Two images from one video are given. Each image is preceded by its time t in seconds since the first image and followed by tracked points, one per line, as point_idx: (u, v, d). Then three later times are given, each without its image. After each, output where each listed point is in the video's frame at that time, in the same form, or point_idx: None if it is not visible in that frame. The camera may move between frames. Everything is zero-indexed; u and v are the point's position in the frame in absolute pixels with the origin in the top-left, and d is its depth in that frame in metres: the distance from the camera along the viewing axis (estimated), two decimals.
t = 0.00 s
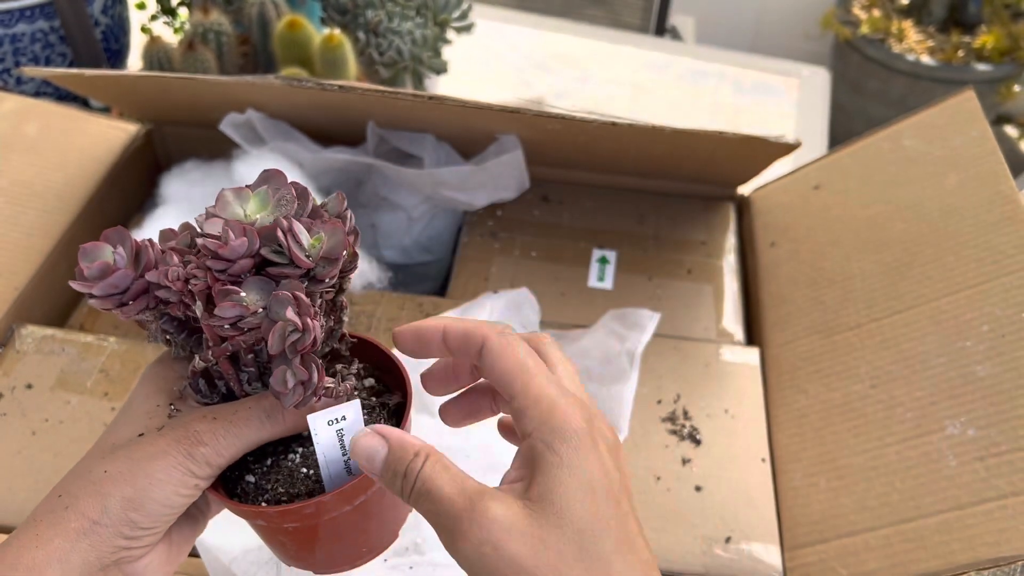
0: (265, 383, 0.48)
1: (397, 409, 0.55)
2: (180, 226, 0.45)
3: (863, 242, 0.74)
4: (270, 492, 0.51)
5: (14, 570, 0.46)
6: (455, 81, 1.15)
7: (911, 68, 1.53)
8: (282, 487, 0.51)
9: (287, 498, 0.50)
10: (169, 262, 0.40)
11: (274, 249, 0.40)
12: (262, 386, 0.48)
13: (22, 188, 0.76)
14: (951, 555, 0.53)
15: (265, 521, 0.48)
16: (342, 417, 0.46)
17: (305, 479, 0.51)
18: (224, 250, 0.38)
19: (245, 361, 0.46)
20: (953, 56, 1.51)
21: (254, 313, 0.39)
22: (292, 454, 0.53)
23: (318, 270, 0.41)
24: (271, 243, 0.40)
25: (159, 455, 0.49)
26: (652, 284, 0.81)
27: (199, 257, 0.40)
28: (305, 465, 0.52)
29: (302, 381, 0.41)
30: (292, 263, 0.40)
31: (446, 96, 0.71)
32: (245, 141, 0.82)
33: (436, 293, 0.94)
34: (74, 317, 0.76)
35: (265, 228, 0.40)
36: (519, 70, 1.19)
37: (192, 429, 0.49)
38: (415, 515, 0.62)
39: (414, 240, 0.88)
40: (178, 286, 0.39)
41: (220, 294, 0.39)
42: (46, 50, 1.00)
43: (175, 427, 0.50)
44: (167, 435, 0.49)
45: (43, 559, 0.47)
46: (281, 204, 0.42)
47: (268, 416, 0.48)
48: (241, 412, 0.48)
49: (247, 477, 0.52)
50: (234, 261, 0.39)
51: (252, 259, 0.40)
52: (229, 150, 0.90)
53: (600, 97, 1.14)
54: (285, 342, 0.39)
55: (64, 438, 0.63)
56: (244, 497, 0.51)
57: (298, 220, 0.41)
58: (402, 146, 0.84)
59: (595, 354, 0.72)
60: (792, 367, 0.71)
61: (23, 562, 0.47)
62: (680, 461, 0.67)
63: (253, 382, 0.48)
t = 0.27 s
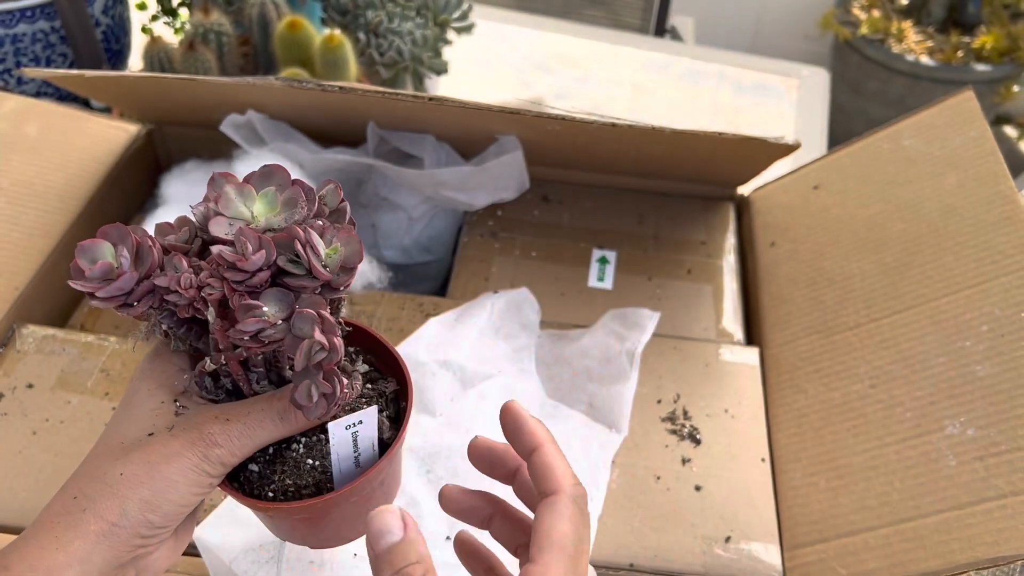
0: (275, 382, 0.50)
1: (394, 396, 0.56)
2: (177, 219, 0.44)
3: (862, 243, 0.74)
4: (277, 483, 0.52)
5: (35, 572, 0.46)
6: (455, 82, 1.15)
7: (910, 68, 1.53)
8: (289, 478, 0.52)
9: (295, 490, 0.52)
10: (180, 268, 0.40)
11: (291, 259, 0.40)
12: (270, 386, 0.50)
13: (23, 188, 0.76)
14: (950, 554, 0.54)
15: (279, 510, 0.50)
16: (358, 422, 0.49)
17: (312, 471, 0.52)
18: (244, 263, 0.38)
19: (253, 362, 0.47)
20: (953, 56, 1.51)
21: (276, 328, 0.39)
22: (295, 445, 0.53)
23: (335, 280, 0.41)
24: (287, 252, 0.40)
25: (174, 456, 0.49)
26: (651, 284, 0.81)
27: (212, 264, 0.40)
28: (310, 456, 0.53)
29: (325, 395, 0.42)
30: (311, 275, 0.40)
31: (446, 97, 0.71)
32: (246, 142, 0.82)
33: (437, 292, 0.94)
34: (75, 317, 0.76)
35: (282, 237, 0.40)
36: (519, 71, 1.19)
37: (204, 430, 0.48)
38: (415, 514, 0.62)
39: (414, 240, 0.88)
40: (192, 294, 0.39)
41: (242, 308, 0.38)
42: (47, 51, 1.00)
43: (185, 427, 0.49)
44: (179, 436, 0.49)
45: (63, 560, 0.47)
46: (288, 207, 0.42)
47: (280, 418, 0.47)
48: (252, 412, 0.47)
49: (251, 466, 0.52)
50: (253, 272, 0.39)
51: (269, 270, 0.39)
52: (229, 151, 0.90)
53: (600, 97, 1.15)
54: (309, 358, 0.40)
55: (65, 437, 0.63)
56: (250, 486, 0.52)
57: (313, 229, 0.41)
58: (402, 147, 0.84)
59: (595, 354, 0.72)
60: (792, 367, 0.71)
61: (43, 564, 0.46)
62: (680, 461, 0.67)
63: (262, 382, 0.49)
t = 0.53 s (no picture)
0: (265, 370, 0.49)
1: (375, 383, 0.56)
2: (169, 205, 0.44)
3: (862, 242, 0.74)
4: (260, 465, 0.52)
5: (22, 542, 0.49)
6: (455, 82, 1.15)
7: (910, 68, 1.53)
8: (272, 461, 0.52)
9: (276, 473, 0.52)
10: (173, 258, 0.40)
11: (285, 256, 0.40)
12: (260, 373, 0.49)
13: (23, 187, 0.76)
14: (949, 554, 0.54)
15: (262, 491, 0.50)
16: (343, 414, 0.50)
17: (293, 454, 0.53)
18: (240, 261, 0.38)
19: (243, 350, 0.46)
20: (953, 56, 1.51)
21: (269, 325, 0.40)
22: (278, 427, 0.54)
23: (328, 278, 0.42)
24: (281, 249, 0.40)
25: (162, 439, 0.47)
26: (651, 284, 0.81)
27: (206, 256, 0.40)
28: (292, 440, 0.54)
29: (315, 393, 0.42)
30: (304, 273, 0.40)
31: (446, 98, 0.71)
32: (246, 142, 0.82)
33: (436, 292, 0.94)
34: (75, 317, 0.76)
35: (277, 234, 0.40)
36: (519, 71, 1.19)
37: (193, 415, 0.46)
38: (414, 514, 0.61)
39: (414, 240, 0.88)
40: (185, 285, 0.39)
41: (236, 305, 0.39)
42: (48, 51, 1.00)
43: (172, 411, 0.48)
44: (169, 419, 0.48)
45: (47, 532, 0.49)
46: (283, 199, 0.42)
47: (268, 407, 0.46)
48: (240, 399, 0.46)
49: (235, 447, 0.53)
50: (249, 269, 0.39)
51: (264, 267, 0.40)
52: (229, 151, 0.90)
53: (600, 98, 1.15)
54: (299, 359, 0.41)
55: (65, 437, 0.63)
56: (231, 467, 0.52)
57: (308, 227, 0.41)
58: (402, 147, 0.84)
59: (596, 354, 0.72)
60: (792, 367, 0.71)
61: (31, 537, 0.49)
62: (680, 461, 0.67)
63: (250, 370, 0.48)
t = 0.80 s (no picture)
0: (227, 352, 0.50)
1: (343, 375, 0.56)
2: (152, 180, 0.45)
3: (862, 242, 0.74)
4: (216, 446, 0.52)
5: None
6: (455, 82, 1.15)
7: (910, 67, 1.53)
8: (228, 443, 0.52)
9: (231, 456, 0.51)
10: (145, 237, 0.41)
11: (252, 246, 0.41)
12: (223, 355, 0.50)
13: (23, 188, 0.76)
14: (949, 554, 0.54)
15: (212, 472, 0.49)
16: (297, 406, 0.48)
17: (250, 439, 0.52)
18: (206, 246, 0.39)
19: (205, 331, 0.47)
20: (953, 56, 1.51)
21: (228, 310, 0.40)
22: (239, 410, 0.53)
23: (295, 271, 0.42)
24: (250, 238, 0.41)
25: (117, 413, 0.49)
26: (652, 284, 0.81)
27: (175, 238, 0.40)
28: (251, 425, 0.53)
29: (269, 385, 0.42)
30: (269, 264, 0.40)
31: (445, 100, 0.71)
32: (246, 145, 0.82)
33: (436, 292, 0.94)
34: (75, 317, 0.76)
35: (247, 222, 0.40)
36: (519, 71, 1.19)
37: (151, 391, 0.48)
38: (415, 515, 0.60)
39: (413, 240, 0.88)
40: (153, 265, 0.39)
41: (197, 289, 0.39)
42: (48, 51, 1.00)
43: (133, 385, 0.49)
44: (124, 393, 0.49)
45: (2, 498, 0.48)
46: (259, 188, 0.43)
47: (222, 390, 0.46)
48: (198, 378, 0.47)
49: (196, 426, 0.53)
50: (214, 256, 0.40)
51: (230, 255, 0.40)
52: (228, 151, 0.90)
53: (600, 98, 1.15)
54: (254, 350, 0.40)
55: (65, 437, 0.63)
56: (192, 446, 0.52)
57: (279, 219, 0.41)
58: (402, 149, 0.84)
59: (596, 354, 0.72)
60: (791, 367, 0.71)
61: None
62: (680, 461, 0.67)
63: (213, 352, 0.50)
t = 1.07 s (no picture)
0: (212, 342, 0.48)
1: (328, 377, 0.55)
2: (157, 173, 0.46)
3: (861, 242, 0.74)
4: (197, 434, 0.51)
5: None
6: (455, 82, 1.15)
7: (909, 68, 1.53)
8: (208, 433, 0.51)
9: (209, 445, 0.51)
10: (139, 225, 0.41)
11: (236, 237, 0.41)
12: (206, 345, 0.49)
13: (23, 188, 0.76)
14: (949, 554, 0.54)
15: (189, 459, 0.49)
16: (268, 397, 0.47)
17: (231, 431, 0.52)
18: (191, 234, 0.39)
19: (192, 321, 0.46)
20: (952, 56, 1.51)
21: (207, 296, 0.40)
22: (223, 402, 0.53)
23: (276, 264, 0.42)
24: (235, 230, 0.41)
25: (102, 392, 0.48)
26: (652, 284, 0.81)
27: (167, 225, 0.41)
28: (234, 416, 0.52)
29: (242, 374, 0.41)
30: (251, 256, 0.41)
31: (446, 101, 0.71)
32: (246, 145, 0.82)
33: (436, 291, 0.94)
34: (75, 317, 0.76)
35: (232, 213, 0.41)
36: (519, 71, 1.19)
37: (135, 373, 0.47)
38: (415, 515, 0.60)
39: (413, 240, 0.88)
40: (142, 252, 0.39)
41: (179, 275, 0.39)
42: (48, 51, 1.00)
43: (119, 368, 0.49)
44: (111, 374, 0.48)
45: None
46: (251, 185, 0.43)
47: (203, 377, 0.46)
48: (182, 366, 0.47)
49: (179, 415, 0.52)
50: (199, 245, 0.40)
51: (215, 245, 0.40)
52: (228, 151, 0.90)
53: (600, 98, 1.15)
54: (227, 337, 0.40)
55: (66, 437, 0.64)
56: (174, 434, 0.52)
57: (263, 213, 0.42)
58: (402, 149, 0.84)
59: (595, 353, 0.72)
60: (791, 367, 0.71)
61: None
62: (680, 461, 0.67)
63: (197, 340, 0.48)
